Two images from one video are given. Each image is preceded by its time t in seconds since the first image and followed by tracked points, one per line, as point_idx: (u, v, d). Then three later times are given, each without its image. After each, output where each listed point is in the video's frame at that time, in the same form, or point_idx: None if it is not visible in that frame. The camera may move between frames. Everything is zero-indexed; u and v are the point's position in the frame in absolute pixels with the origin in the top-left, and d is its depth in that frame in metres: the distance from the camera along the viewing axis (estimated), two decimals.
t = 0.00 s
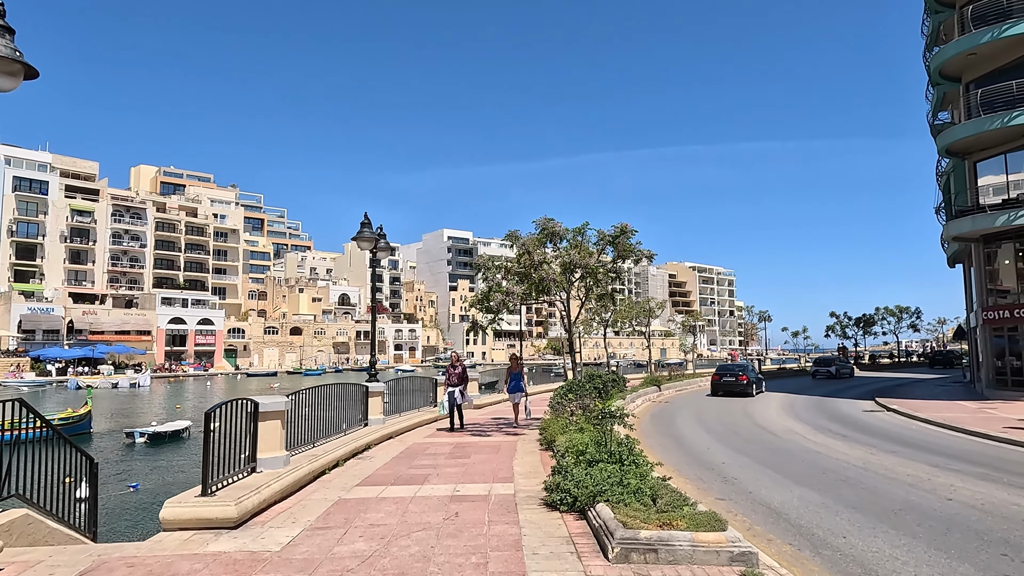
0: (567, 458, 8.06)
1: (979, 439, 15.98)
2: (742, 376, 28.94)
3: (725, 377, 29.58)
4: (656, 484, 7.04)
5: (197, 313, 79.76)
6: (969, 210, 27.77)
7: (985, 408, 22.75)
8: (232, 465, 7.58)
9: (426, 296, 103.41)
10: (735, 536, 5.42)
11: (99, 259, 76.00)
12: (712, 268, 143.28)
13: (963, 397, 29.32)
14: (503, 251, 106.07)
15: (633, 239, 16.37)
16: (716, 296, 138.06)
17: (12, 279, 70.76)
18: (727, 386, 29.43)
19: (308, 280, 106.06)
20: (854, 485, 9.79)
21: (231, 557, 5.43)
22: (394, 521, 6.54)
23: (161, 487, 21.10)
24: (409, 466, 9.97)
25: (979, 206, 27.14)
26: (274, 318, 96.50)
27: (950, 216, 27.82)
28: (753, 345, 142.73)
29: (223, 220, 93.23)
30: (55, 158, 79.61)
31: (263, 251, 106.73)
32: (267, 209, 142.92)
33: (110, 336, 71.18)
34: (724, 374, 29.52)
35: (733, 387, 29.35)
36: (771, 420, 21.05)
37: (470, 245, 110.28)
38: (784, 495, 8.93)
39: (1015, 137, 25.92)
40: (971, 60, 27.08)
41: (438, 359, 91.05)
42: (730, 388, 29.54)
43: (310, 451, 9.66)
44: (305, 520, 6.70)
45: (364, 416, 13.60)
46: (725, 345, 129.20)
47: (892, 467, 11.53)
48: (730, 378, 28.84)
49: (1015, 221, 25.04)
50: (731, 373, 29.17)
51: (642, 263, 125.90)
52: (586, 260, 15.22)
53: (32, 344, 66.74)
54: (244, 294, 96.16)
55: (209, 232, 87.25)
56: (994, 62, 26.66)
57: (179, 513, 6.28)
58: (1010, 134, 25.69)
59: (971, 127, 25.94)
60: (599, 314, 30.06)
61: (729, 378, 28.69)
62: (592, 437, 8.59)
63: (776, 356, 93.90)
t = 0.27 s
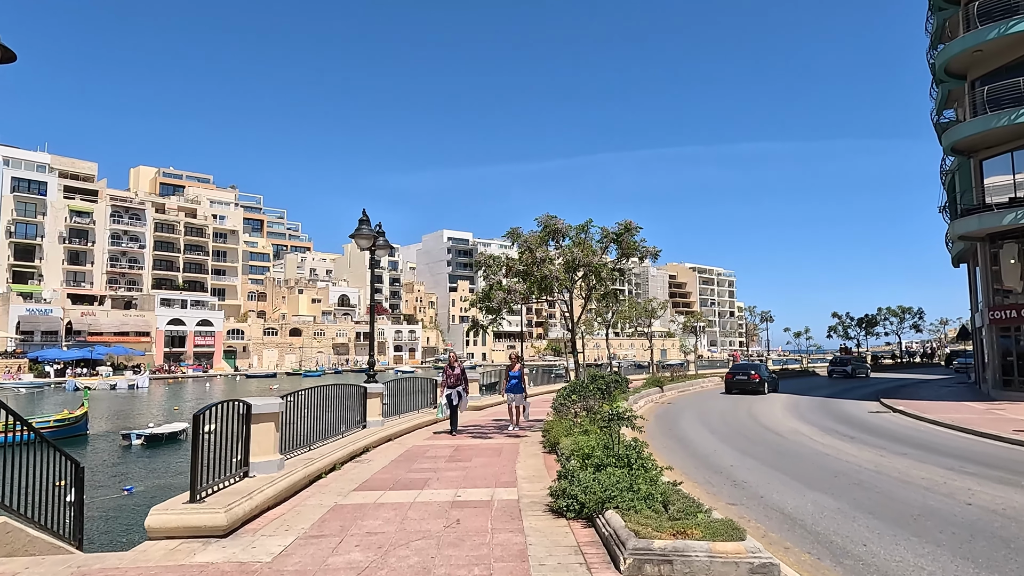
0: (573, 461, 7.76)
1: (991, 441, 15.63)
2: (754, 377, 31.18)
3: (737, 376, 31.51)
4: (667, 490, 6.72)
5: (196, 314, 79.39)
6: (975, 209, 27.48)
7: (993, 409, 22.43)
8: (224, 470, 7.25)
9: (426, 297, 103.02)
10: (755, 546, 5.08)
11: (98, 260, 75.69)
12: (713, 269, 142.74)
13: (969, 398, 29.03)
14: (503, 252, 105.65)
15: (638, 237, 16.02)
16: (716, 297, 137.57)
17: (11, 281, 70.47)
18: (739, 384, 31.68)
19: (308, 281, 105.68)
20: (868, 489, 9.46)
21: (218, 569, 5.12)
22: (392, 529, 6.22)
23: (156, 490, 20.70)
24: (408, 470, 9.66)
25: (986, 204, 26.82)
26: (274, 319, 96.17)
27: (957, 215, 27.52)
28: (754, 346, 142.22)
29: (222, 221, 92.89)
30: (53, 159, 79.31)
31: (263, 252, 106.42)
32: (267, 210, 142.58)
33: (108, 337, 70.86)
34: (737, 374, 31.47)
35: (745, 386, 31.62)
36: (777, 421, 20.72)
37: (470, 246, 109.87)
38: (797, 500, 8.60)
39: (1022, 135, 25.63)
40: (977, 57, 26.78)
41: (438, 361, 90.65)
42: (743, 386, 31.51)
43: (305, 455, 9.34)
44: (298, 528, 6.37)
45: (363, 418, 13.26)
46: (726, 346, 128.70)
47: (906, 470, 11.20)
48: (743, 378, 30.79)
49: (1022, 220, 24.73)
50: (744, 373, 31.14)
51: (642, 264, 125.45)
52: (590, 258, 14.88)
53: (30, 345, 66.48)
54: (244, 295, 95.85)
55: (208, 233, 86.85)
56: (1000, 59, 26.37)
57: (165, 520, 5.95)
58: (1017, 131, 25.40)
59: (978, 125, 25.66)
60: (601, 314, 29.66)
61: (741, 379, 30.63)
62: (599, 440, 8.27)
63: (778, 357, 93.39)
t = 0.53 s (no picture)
0: (578, 468, 7.45)
1: (1003, 445, 15.30)
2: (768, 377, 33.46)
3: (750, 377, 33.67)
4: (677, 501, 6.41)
5: (196, 314, 79.07)
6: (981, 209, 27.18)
7: (1000, 412, 22.13)
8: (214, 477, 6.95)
9: (426, 298, 102.72)
10: (775, 562, 4.78)
11: (98, 260, 75.40)
12: (713, 269, 142.43)
13: (974, 400, 28.74)
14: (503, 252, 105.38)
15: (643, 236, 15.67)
16: (716, 298, 137.29)
17: (10, 281, 70.22)
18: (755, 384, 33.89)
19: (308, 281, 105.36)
20: (883, 497, 9.13)
21: None
22: (389, 541, 5.91)
23: (151, 494, 20.36)
24: (407, 476, 9.36)
25: (992, 204, 26.51)
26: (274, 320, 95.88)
27: (963, 215, 27.22)
28: (754, 346, 141.96)
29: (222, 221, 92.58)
30: (53, 159, 79.02)
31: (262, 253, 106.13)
32: (267, 210, 142.31)
33: (107, 338, 70.59)
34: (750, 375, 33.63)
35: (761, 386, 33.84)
36: (782, 424, 20.42)
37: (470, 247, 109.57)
38: (811, 507, 8.29)
39: None
40: (983, 55, 26.49)
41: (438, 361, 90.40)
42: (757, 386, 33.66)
43: (301, 460, 9.02)
44: (290, 539, 6.07)
45: (361, 422, 12.94)
46: (726, 348, 128.41)
47: (920, 476, 10.88)
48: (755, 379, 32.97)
49: None
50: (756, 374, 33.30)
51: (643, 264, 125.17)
52: (593, 257, 14.56)
53: (28, 346, 66.23)
54: (244, 295, 95.56)
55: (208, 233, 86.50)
56: (1007, 57, 26.07)
57: (150, 532, 5.65)
58: None
59: (984, 124, 25.36)
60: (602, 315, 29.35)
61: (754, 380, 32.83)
62: (604, 445, 7.97)
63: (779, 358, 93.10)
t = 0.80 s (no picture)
0: (583, 473, 7.12)
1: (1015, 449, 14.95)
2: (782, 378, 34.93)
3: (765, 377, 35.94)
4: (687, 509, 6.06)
5: (196, 316, 78.73)
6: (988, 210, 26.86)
7: (1009, 414, 21.78)
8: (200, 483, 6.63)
9: (426, 300, 102.39)
10: None
11: (98, 262, 75.14)
12: (714, 272, 141.98)
13: (980, 402, 28.41)
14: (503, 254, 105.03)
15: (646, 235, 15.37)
16: (717, 300, 136.83)
17: (9, 282, 69.95)
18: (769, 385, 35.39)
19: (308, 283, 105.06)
20: (897, 503, 8.80)
21: None
22: (382, 551, 5.58)
23: (143, 498, 19.91)
24: (404, 481, 9.03)
25: (999, 204, 26.19)
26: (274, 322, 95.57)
27: (969, 216, 26.91)
28: (755, 349, 141.50)
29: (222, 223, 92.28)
30: (53, 161, 78.78)
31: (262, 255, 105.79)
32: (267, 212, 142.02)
33: (107, 339, 70.29)
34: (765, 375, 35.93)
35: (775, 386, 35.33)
36: (787, 426, 20.07)
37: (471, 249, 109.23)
38: (824, 514, 7.96)
39: None
40: (990, 53, 26.20)
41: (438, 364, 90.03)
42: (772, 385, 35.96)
43: (293, 464, 8.70)
44: (278, 549, 5.74)
45: (357, 425, 12.62)
46: (727, 350, 127.94)
47: (934, 481, 10.55)
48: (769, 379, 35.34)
49: None
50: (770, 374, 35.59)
51: (644, 266, 124.77)
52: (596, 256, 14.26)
53: (28, 347, 65.96)
54: (244, 297, 95.25)
55: (208, 235, 86.15)
56: (1014, 55, 25.78)
57: (128, 542, 5.32)
58: None
59: (991, 123, 25.06)
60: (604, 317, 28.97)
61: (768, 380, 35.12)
62: (608, 448, 7.65)
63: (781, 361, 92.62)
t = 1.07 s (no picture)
0: (588, 482, 6.80)
1: None
2: (797, 376, 37.82)
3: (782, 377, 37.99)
4: (699, 523, 5.72)
5: (197, 317, 78.47)
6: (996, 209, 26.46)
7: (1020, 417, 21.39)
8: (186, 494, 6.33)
9: (428, 300, 102.08)
10: None
11: (99, 262, 74.97)
12: (715, 272, 141.54)
13: (989, 404, 28.02)
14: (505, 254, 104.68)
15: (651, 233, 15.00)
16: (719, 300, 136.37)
17: (10, 283, 69.72)
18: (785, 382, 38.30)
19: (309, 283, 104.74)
20: (915, 512, 8.46)
21: None
22: (377, 568, 5.28)
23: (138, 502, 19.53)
24: (401, 488, 8.70)
25: (1008, 203, 25.81)
26: (275, 322, 95.34)
27: (978, 215, 26.50)
28: (756, 350, 140.97)
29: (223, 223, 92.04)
30: (54, 161, 78.59)
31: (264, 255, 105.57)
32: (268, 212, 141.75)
33: (108, 339, 70.02)
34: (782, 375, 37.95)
35: (791, 384, 38.19)
36: (793, 428, 19.71)
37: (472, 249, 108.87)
38: (840, 524, 7.63)
39: None
40: (998, 50, 25.80)
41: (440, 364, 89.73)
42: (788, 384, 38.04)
43: (286, 471, 8.36)
44: (265, 564, 5.43)
45: (354, 429, 12.27)
46: (729, 350, 127.43)
47: (950, 487, 10.20)
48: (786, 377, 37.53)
49: None
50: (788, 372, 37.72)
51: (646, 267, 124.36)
52: (600, 256, 13.92)
53: (29, 348, 65.75)
54: (245, 298, 95.06)
55: (210, 235, 85.89)
56: None
57: (105, 559, 4.98)
58: None
59: (1000, 120, 24.69)
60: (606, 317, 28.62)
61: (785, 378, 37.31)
62: (613, 456, 7.34)
63: (783, 361, 92.13)
